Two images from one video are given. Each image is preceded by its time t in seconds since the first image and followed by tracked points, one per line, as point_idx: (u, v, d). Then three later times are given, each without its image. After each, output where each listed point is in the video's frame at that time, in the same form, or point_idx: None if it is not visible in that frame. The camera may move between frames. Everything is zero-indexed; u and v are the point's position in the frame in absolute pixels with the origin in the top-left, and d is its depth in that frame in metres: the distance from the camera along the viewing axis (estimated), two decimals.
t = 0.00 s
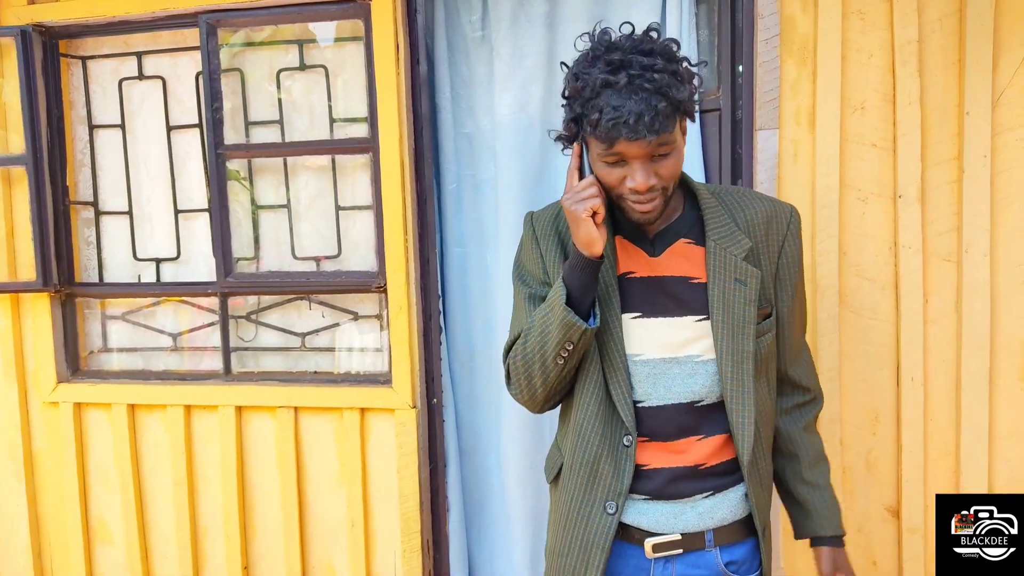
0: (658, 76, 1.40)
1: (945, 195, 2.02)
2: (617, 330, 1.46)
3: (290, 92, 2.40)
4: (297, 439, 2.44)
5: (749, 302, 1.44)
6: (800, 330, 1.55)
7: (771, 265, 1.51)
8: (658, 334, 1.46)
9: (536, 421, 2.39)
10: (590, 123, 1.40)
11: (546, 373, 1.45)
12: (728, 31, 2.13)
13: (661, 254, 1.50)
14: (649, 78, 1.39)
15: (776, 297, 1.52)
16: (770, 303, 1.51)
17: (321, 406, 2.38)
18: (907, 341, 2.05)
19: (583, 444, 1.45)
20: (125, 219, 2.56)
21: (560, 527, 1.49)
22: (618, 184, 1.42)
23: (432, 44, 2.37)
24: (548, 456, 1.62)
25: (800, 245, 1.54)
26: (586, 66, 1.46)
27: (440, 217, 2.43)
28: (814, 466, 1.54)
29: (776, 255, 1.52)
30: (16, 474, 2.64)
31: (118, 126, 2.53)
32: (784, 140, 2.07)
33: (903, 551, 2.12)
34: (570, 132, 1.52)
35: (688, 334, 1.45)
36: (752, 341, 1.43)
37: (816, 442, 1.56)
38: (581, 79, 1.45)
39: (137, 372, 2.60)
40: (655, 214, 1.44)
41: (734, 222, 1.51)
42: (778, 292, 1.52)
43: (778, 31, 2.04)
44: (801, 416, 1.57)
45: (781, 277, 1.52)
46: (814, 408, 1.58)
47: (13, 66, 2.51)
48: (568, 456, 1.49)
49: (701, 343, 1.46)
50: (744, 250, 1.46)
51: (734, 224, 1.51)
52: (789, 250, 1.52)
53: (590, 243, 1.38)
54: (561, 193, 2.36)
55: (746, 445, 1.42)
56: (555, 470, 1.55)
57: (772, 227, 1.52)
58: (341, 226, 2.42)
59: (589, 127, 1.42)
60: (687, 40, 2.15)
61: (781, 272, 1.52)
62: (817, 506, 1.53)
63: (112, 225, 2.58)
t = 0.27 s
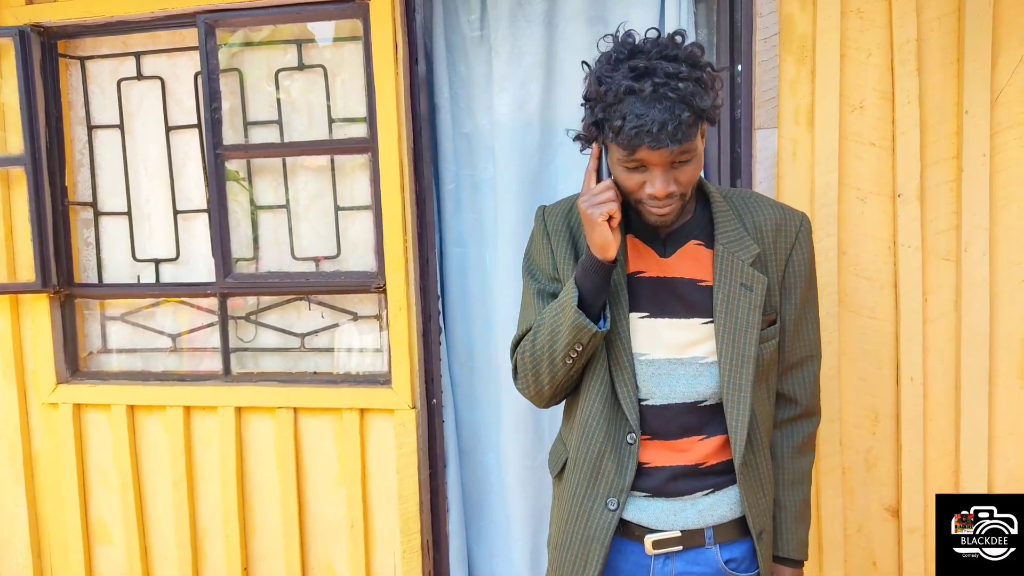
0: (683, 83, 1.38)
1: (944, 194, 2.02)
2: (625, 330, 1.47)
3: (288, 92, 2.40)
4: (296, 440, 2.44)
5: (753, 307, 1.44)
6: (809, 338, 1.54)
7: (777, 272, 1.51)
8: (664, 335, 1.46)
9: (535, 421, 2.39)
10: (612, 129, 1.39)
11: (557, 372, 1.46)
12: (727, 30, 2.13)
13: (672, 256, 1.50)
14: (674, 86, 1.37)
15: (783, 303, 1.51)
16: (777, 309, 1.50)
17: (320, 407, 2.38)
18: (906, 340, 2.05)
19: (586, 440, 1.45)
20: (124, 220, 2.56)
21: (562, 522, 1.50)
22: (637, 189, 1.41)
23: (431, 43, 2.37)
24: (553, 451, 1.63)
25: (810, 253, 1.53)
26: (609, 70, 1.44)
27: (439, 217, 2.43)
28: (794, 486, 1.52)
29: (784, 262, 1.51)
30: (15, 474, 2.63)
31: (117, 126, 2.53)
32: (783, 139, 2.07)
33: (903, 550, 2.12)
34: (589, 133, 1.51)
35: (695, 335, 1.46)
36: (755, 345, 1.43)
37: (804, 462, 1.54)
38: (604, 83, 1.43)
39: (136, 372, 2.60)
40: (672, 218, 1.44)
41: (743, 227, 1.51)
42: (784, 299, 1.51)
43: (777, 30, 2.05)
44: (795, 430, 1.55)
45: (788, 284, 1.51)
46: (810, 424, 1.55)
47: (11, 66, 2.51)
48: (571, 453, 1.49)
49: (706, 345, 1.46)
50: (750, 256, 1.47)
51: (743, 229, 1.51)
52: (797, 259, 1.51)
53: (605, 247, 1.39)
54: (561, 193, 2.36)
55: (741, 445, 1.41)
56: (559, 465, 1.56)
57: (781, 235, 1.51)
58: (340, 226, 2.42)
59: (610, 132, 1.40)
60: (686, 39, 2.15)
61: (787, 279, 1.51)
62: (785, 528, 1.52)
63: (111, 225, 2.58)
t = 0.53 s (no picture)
0: (688, 87, 1.38)
1: (942, 196, 2.02)
2: (623, 329, 1.47)
3: (287, 93, 2.40)
4: (294, 441, 2.43)
5: (751, 310, 1.43)
6: (812, 343, 1.52)
7: (779, 276, 1.49)
8: (661, 336, 1.46)
9: (533, 422, 2.38)
10: (616, 132, 1.38)
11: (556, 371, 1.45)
12: (726, 33, 2.13)
13: (672, 257, 1.50)
14: (679, 90, 1.36)
15: (784, 307, 1.50)
16: (777, 313, 1.49)
17: (318, 408, 2.38)
18: (904, 343, 2.05)
19: (583, 439, 1.45)
20: (122, 221, 2.56)
21: (557, 519, 1.50)
22: (640, 192, 1.40)
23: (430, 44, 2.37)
24: (550, 448, 1.63)
25: (813, 257, 1.51)
26: (615, 73, 1.44)
27: (438, 218, 2.43)
28: (812, 492, 1.50)
29: (785, 266, 1.50)
30: (13, 475, 2.63)
31: (115, 127, 2.53)
32: (782, 141, 2.07)
33: (901, 552, 2.12)
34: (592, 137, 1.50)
35: (692, 336, 1.46)
36: (751, 348, 1.42)
37: (822, 465, 1.51)
38: (609, 86, 1.42)
39: (133, 373, 2.59)
40: (674, 220, 1.43)
41: (745, 231, 1.51)
42: (788, 304, 1.50)
43: (775, 32, 2.05)
44: (808, 434, 1.52)
45: (790, 288, 1.50)
46: (824, 427, 1.53)
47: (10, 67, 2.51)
48: (568, 451, 1.49)
49: (704, 347, 1.46)
50: (750, 259, 1.46)
51: (744, 233, 1.51)
52: (799, 263, 1.50)
53: (606, 248, 1.38)
54: (560, 194, 2.35)
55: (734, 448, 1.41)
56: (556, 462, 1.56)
57: (782, 239, 1.50)
58: (339, 227, 2.42)
59: (614, 135, 1.40)
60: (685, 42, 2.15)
61: (790, 283, 1.50)
62: (806, 534, 1.49)
63: (109, 226, 2.57)
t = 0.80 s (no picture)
0: (667, 95, 1.35)
1: (939, 197, 2.02)
2: (611, 331, 1.48)
3: (284, 93, 2.40)
4: (290, 441, 2.43)
5: (739, 311, 1.42)
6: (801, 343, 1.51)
7: (768, 276, 1.48)
8: (649, 337, 1.46)
9: (530, 422, 2.38)
10: (597, 143, 1.37)
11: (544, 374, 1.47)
12: (723, 34, 2.13)
13: (659, 259, 1.49)
14: (658, 99, 1.34)
15: (773, 308, 1.49)
16: (766, 314, 1.48)
17: (314, 409, 2.38)
18: (901, 343, 2.05)
19: (572, 439, 1.47)
20: (118, 221, 2.55)
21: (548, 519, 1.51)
22: (624, 199, 1.39)
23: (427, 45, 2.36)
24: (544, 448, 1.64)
25: (802, 258, 1.50)
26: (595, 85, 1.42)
27: (435, 218, 2.43)
28: (803, 492, 1.48)
29: (774, 267, 1.48)
30: (8, 476, 2.62)
31: (111, 127, 2.52)
32: (778, 142, 2.07)
33: (898, 553, 2.12)
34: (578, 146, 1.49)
35: (681, 337, 1.46)
36: (739, 349, 1.41)
37: (814, 465, 1.49)
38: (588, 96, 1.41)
39: (129, 374, 2.59)
40: (660, 226, 1.42)
41: (733, 232, 1.50)
42: (776, 304, 1.48)
43: (772, 33, 2.06)
44: (801, 434, 1.50)
45: (779, 289, 1.48)
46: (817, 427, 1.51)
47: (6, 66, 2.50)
48: (558, 452, 1.50)
49: (693, 347, 1.46)
50: (738, 260, 1.45)
51: (733, 233, 1.49)
52: (788, 263, 1.48)
53: (591, 253, 1.38)
54: (557, 195, 2.35)
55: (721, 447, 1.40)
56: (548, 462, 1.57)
57: (771, 238, 1.49)
58: (336, 228, 2.42)
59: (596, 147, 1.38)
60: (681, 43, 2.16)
61: (779, 283, 1.48)
62: (798, 536, 1.48)
63: (105, 226, 2.57)
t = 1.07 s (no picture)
0: (629, 96, 1.34)
1: (937, 198, 2.02)
2: (594, 330, 1.47)
3: (282, 93, 2.39)
4: (287, 442, 2.42)
5: (722, 308, 1.41)
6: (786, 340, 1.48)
7: (752, 273, 1.46)
8: (634, 336, 1.45)
9: (527, 422, 2.38)
10: (564, 149, 1.37)
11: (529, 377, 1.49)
12: (721, 36, 2.13)
13: (641, 259, 1.49)
14: (619, 101, 1.33)
15: (757, 306, 1.47)
16: (750, 311, 1.46)
17: (312, 409, 2.37)
18: (898, 345, 2.05)
19: (557, 441, 1.48)
20: (116, 220, 2.55)
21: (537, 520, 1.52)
22: (599, 202, 1.39)
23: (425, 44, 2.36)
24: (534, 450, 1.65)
25: (786, 254, 1.47)
26: (557, 90, 1.41)
27: (433, 218, 2.43)
28: (779, 489, 1.45)
29: (757, 264, 1.47)
30: (5, 476, 2.62)
31: (109, 126, 2.52)
32: (777, 143, 2.07)
33: (896, 554, 2.12)
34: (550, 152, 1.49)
35: (666, 336, 1.44)
36: (723, 347, 1.39)
37: (793, 463, 1.46)
38: (552, 102, 1.40)
39: (127, 374, 2.58)
40: (638, 226, 1.41)
41: (716, 229, 1.48)
42: (759, 300, 1.46)
43: (771, 34, 2.06)
44: (781, 431, 1.47)
45: (762, 285, 1.46)
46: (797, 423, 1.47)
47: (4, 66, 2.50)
48: (545, 454, 1.52)
49: (678, 347, 1.44)
50: (720, 257, 1.43)
51: (715, 231, 1.48)
52: (771, 260, 1.46)
53: (569, 257, 1.39)
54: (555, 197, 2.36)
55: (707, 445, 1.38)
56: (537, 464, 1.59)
57: (754, 235, 1.47)
58: (334, 228, 2.41)
59: (562, 153, 1.38)
60: (680, 43, 2.16)
61: (762, 280, 1.46)
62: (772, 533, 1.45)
63: (103, 226, 2.56)
